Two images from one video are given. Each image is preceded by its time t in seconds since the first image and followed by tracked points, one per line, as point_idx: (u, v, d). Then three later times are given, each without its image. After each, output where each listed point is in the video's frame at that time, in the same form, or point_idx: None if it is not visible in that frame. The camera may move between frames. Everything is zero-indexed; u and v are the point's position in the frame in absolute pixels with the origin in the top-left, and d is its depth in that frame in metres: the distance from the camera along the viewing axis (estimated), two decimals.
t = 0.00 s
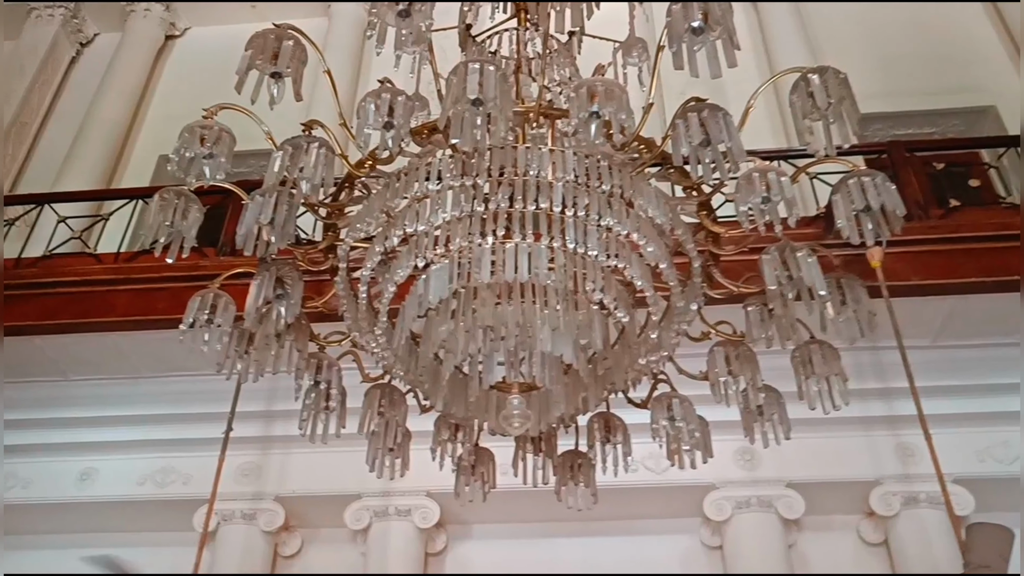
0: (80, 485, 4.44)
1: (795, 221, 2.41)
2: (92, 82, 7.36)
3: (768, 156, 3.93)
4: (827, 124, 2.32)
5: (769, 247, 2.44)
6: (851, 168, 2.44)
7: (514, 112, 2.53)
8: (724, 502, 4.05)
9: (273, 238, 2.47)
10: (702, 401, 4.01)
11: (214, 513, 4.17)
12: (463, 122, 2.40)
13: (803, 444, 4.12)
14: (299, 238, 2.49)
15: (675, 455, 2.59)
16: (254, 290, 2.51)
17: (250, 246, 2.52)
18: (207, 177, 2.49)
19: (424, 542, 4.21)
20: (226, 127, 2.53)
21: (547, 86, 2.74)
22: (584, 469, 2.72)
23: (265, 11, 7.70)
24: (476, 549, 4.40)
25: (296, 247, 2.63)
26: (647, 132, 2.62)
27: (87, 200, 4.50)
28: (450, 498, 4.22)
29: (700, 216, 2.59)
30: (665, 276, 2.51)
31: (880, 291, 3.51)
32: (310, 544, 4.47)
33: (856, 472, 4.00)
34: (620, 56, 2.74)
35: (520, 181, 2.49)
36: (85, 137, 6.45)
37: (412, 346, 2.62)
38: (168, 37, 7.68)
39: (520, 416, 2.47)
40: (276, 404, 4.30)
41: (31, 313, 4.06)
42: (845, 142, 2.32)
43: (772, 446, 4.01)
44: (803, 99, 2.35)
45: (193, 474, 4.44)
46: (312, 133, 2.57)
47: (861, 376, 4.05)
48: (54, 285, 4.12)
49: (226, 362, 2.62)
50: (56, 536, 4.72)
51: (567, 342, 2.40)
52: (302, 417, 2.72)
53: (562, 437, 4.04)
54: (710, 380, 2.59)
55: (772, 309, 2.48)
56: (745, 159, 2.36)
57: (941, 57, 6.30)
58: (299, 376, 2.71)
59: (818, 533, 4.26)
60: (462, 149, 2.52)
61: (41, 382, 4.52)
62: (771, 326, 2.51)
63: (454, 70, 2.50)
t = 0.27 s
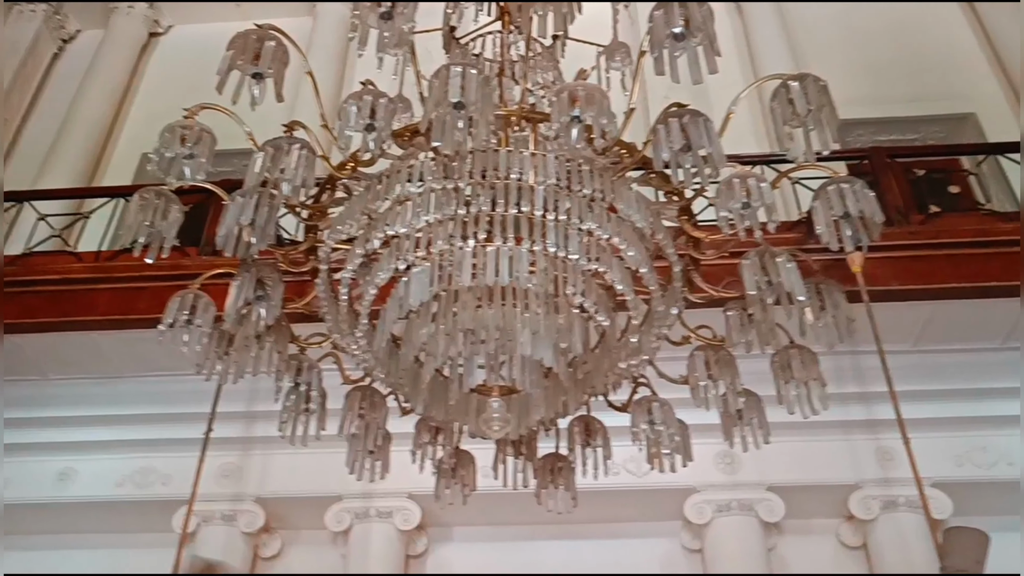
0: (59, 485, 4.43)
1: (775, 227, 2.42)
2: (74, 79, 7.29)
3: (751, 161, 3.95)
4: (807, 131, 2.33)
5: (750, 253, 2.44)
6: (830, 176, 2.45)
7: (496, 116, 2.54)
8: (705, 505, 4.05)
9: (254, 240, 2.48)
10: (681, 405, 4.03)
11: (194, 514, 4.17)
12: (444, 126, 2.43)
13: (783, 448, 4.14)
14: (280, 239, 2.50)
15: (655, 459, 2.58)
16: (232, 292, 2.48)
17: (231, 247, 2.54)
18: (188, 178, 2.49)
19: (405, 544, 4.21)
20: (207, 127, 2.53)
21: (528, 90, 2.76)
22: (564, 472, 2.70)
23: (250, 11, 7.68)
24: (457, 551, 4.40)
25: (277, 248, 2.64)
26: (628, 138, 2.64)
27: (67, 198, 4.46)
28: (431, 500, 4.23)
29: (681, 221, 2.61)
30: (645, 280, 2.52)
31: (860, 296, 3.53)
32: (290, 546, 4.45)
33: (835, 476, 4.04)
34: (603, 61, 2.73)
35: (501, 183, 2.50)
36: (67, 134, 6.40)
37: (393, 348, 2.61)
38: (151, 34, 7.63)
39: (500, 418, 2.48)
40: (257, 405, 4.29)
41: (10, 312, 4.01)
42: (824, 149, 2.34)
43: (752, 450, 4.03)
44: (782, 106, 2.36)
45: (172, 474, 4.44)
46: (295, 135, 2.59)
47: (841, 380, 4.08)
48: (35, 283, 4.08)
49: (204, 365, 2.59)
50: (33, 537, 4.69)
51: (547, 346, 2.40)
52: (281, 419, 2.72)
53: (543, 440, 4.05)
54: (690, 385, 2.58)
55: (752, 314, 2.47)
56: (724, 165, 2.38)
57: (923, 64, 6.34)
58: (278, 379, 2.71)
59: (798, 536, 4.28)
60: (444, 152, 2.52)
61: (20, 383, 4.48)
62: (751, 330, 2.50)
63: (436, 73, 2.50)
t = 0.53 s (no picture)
0: (36, 486, 4.43)
1: (754, 232, 2.44)
2: (55, 76, 7.24)
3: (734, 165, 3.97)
4: (787, 137, 2.35)
5: (730, 258, 2.45)
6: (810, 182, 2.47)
7: (478, 119, 2.54)
8: (686, 508, 4.07)
9: (233, 240, 2.47)
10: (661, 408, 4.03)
11: (174, 516, 4.16)
12: (426, 128, 2.41)
13: (764, 451, 4.15)
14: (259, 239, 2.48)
15: (635, 463, 2.57)
16: (212, 292, 2.49)
17: (211, 248, 2.54)
18: (168, 177, 2.49)
19: (386, 546, 4.21)
20: (188, 127, 2.52)
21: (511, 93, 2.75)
22: (544, 475, 2.67)
23: (235, 9, 7.65)
24: (440, 553, 4.41)
25: (257, 249, 2.65)
26: (610, 143, 2.66)
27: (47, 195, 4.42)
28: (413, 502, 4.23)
29: (662, 226, 2.62)
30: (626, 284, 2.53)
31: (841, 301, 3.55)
32: (271, 548, 4.49)
33: (815, 479, 4.06)
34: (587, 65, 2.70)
35: (483, 187, 2.50)
36: (48, 131, 6.35)
37: (373, 350, 2.59)
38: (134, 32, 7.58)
39: (479, 422, 2.48)
40: (238, 406, 4.29)
41: None
42: (804, 155, 2.35)
43: (733, 453, 4.03)
44: (763, 112, 2.38)
45: (152, 475, 4.45)
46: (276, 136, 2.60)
47: (821, 384, 4.10)
48: (13, 281, 4.03)
49: (183, 365, 2.59)
50: (12, 537, 4.68)
51: (528, 350, 2.40)
52: (260, 421, 2.71)
53: (523, 443, 4.07)
54: (670, 388, 2.57)
55: (733, 319, 2.46)
56: (704, 171, 2.41)
57: (907, 72, 6.36)
58: (258, 381, 2.69)
59: (778, 539, 4.30)
60: (426, 155, 2.52)
61: None
62: (731, 335, 2.49)
63: (418, 76, 2.50)
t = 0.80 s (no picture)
0: (15, 486, 4.40)
1: (735, 236, 2.44)
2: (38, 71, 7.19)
3: (718, 169, 3.97)
4: (768, 142, 2.36)
5: (712, 261, 2.46)
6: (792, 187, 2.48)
7: (461, 121, 2.54)
8: (668, 510, 4.09)
9: (214, 240, 2.47)
10: (643, 410, 4.04)
11: (155, 515, 4.13)
12: (409, 129, 2.41)
13: (745, 453, 4.17)
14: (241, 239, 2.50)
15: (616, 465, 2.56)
16: (192, 292, 2.47)
17: (191, 247, 2.52)
18: (147, 176, 2.48)
19: (367, 547, 4.21)
20: (168, 125, 2.51)
21: (495, 94, 2.75)
22: (525, 477, 2.64)
23: (220, 7, 7.62)
24: (422, 554, 4.41)
25: (238, 249, 2.65)
26: (593, 146, 2.66)
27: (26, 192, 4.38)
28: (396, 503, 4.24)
29: (643, 229, 2.63)
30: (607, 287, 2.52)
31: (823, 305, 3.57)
32: (253, 548, 4.47)
33: (796, 481, 4.08)
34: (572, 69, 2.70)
35: (466, 189, 2.49)
36: (30, 128, 6.31)
37: (355, 351, 2.58)
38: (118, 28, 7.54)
39: (461, 425, 2.47)
40: (220, 406, 4.25)
41: None
42: (785, 160, 2.36)
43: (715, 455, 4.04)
44: (744, 117, 2.39)
45: (132, 475, 4.44)
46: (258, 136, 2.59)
47: (805, 387, 4.09)
48: None
49: (162, 365, 2.58)
50: None
51: (508, 352, 2.41)
52: (241, 421, 2.71)
53: (504, 445, 4.07)
54: (651, 391, 2.58)
55: (713, 323, 2.47)
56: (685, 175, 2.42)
57: (892, 79, 6.39)
58: (238, 380, 2.70)
59: (759, 541, 4.33)
60: (409, 156, 2.51)
61: None
62: (712, 338, 2.50)
63: (401, 77, 2.50)
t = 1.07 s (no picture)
0: None
1: (707, 238, 2.46)
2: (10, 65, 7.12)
3: (693, 171, 3.98)
4: (740, 145, 2.39)
5: (684, 263, 2.48)
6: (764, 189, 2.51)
7: (435, 121, 2.54)
8: (641, 510, 4.11)
9: (185, 237, 2.45)
10: (615, 410, 4.08)
11: (126, 514, 4.13)
12: (382, 127, 2.41)
13: (718, 454, 4.20)
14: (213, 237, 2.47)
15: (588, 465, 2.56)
16: (163, 288, 2.45)
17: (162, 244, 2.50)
18: (119, 172, 2.46)
19: (341, 546, 4.21)
20: (140, 120, 2.49)
21: (470, 93, 2.75)
22: (498, 476, 2.65)
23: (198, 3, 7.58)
24: (395, 553, 4.40)
25: (210, 246, 2.63)
26: (568, 146, 2.67)
27: None
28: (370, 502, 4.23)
29: (617, 230, 2.64)
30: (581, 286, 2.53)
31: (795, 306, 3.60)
32: (226, 547, 4.44)
33: (767, 482, 4.11)
34: (548, 69, 2.69)
35: (440, 188, 2.49)
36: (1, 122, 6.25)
37: (327, 349, 2.58)
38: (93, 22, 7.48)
39: (432, 425, 2.51)
40: (194, 404, 4.24)
41: None
42: (757, 163, 2.38)
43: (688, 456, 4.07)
44: (717, 119, 2.42)
45: (103, 473, 4.41)
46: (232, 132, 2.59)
47: (777, 387, 4.15)
48: None
49: (133, 363, 2.56)
50: None
51: (481, 351, 2.40)
52: (213, 419, 2.69)
53: (478, 444, 4.08)
54: (623, 391, 2.58)
55: (685, 324, 2.48)
56: (659, 177, 2.43)
57: (866, 83, 6.44)
58: (209, 379, 2.68)
59: (730, 541, 4.35)
60: (383, 154, 2.51)
61: None
62: (683, 339, 2.50)
63: (376, 76, 2.50)
